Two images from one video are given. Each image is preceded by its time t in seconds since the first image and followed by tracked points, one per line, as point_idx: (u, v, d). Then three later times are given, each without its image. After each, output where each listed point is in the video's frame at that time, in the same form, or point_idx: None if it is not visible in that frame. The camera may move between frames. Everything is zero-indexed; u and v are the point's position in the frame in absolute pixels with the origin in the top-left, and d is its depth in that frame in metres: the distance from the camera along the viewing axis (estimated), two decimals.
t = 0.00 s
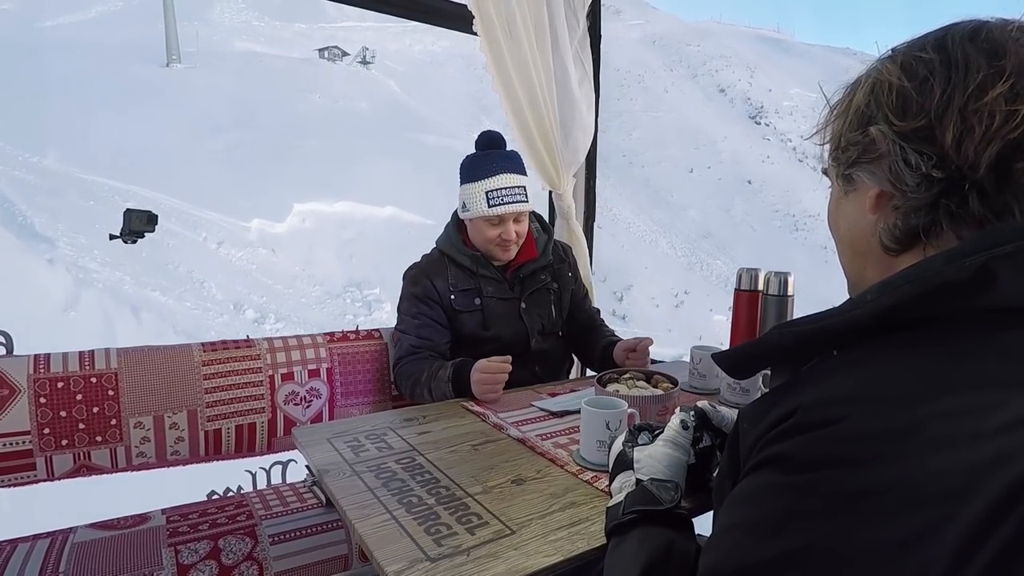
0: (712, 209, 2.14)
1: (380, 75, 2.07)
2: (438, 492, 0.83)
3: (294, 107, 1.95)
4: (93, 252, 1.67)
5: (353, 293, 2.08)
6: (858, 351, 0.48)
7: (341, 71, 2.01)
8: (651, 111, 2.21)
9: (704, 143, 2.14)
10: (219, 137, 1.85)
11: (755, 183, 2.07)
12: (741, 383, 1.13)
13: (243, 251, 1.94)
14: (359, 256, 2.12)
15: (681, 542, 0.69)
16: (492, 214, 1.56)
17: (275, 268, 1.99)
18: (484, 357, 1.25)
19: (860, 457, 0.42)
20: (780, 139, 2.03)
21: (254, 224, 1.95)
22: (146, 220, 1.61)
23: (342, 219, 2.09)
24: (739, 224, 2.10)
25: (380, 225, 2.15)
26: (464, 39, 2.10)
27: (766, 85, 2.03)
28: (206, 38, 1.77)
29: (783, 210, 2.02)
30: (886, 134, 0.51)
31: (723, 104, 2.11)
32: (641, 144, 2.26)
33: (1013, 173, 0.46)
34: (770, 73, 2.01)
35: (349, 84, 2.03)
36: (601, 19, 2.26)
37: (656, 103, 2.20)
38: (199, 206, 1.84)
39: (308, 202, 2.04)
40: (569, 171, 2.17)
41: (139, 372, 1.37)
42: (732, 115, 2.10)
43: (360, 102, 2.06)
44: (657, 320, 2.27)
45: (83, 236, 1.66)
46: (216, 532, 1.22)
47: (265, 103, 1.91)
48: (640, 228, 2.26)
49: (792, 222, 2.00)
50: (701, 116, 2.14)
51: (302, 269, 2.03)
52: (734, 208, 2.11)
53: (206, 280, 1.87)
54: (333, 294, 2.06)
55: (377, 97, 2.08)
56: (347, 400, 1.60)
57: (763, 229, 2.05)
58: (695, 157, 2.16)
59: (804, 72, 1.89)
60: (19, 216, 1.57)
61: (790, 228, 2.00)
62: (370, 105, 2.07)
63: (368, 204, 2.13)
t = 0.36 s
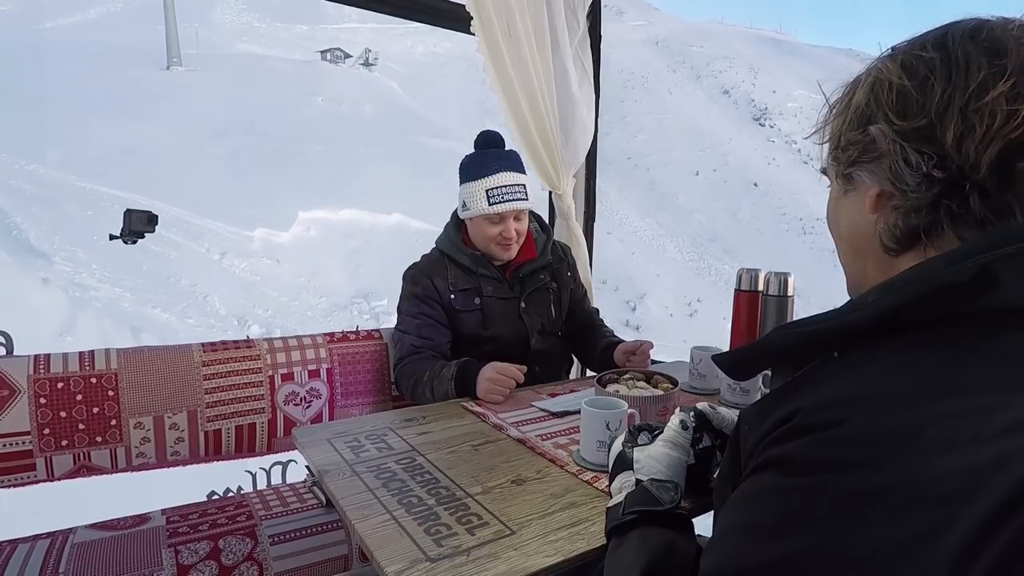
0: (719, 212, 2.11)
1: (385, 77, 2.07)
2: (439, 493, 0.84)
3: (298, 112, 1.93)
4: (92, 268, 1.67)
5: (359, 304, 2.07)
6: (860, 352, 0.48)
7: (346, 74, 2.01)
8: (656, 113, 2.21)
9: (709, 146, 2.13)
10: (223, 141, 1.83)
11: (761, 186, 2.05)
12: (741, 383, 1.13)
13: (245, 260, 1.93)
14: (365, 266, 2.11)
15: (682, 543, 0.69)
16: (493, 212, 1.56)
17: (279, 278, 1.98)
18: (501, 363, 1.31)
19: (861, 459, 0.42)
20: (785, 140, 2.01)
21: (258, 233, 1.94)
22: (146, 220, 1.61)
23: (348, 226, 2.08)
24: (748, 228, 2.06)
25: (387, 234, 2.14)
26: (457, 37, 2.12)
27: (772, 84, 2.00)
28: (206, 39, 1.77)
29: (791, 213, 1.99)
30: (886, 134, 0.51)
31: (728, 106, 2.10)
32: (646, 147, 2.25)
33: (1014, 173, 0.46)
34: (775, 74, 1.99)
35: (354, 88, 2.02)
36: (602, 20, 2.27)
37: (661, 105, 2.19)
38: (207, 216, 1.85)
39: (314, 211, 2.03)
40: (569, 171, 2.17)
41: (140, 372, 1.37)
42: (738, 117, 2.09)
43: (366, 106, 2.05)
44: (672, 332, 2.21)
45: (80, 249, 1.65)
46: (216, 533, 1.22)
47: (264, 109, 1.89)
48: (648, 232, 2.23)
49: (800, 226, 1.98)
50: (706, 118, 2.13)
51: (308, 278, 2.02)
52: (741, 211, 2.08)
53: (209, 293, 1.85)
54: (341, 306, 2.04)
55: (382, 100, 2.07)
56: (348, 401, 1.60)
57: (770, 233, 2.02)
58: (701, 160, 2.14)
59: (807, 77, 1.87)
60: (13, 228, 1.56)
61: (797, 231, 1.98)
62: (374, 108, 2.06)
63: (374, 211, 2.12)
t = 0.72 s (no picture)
0: (725, 215, 2.06)
1: (387, 79, 2.06)
2: (438, 492, 0.84)
3: (299, 114, 1.92)
4: (88, 284, 1.66)
5: (366, 313, 2.07)
6: (859, 351, 0.48)
7: (348, 76, 2.00)
8: (662, 116, 2.19)
9: (715, 149, 2.08)
10: (224, 147, 1.82)
11: (768, 189, 1.98)
12: (740, 383, 1.13)
13: (250, 271, 1.91)
14: (373, 276, 2.10)
15: (681, 542, 0.69)
16: (469, 200, 1.58)
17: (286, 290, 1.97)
18: (501, 363, 1.31)
19: (859, 458, 0.42)
20: (790, 142, 1.95)
21: (262, 244, 1.93)
22: (144, 220, 1.61)
23: (354, 234, 2.07)
24: (755, 231, 2.00)
25: (394, 243, 2.13)
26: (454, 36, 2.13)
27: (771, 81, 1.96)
28: (206, 40, 1.77)
29: (800, 217, 1.90)
30: (884, 133, 0.51)
31: (732, 107, 2.06)
32: (652, 150, 2.23)
33: (1012, 173, 0.46)
34: (777, 75, 1.95)
35: (355, 91, 2.01)
36: (600, 18, 2.35)
37: (666, 107, 2.18)
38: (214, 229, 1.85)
39: (322, 219, 2.01)
40: (569, 171, 2.17)
41: (139, 372, 1.37)
42: (740, 118, 2.04)
43: (370, 108, 2.04)
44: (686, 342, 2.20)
45: (78, 264, 1.65)
46: (215, 533, 1.22)
47: (261, 114, 1.87)
48: (654, 237, 2.24)
49: (808, 230, 1.88)
50: (710, 121, 2.09)
51: (314, 289, 2.00)
52: (748, 214, 2.02)
53: (211, 308, 1.84)
54: (348, 318, 2.03)
55: (388, 101, 2.06)
56: (347, 401, 1.60)
57: (778, 237, 1.94)
58: (706, 162, 2.10)
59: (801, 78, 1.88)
60: (6, 242, 1.54)
61: (805, 235, 1.89)
62: (379, 111, 2.05)
63: (379, 218, 2.11)
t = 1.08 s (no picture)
0: (733, 216, 2.08)
1: (389, 80, 2.07)
2: (438, 494, 0.83)
3: (302, 117, 1.95)
4: (85, 304, 1.66)
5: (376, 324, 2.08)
6: (856, 353, 0.48)
7: (349, 77, 2.01)
8: (667, 115, 2.18)
9: (721, 149, 2.10)
10: (225, 152, 1.85)
11: (775, 190, 2.00)
12: (740, 384, 1.13)
13: (257, 282, 1.94)
14: (380, 286, 2.14)
15: (681, 544, 0.69)
16: (469, 204, 1.58)
17: (291, 303, 2.00)
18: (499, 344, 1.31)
19: (858, 460, 0.42)
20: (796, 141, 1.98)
21: (267, 253, 1.97)
22: (144, 222, 1.58)
23: (361, 242, 2.12)
24: (764, 233, 2.02)
25: (402, 250, 2.16)
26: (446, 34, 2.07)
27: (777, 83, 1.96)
28: (206, 41, 1.75)
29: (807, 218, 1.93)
30: (873, 139, 0.51)
31: (735, 106, 2.09)
32: (657, 151, 2.21)
33: (1002, 171, 0.46)
34: (781, 74, 1.95)
35: (357, 92, 2.03)
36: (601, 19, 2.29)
37: (671, 106, 2.17)
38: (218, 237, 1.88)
39: (327, 228, 2.07)
40: (569, 173, 2.17)
41: (139, 373, 1.37)
42: (747, 116, 2.06)
43: (372, 111, 2.06)
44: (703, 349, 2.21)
45: (76, 280, 1.65)
46: (215, 534, 1.22)
47: (256, 119, 1.89)
48: (663, 240, 2.20)
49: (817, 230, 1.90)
50: (717, 121, 2.10)
51: (321, 301, 2.04)
52: (756, 215, 2.03)
53: (216, 325, 1.83)
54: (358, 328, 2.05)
55: (388, 104, 2.08)
56: (346, 402, 1.60)
57: (786, 238, 1.97)
58: (713, 163, 2.11)
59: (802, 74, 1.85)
60: (2, 257, 1.54)
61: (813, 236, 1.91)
62: (380, 112, 2.08)
63: (386, 226, 2.15)
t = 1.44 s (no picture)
0: (740, 216, 2.08)
1: (392, 81, 2.06)
2: (437, 494, 0.83)
3: (309, 122, 1.94)
4: (83, 324, 1.65)
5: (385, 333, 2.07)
6: (855, 352, 0.48)
7: (355, 78, 2.01)
8: (673, 116, 2.15)
9: (729, 149, 2.08)
10: (227, 159, 1.84)
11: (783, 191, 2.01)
12: (739, 385, 1.13)
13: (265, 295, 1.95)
14: (389, 295, 2.14)
15: (680, 543, 0.69)
16: (506, 203, 1.57)
17: (297, 316, 1.99)
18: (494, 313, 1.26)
19: (858, 459, 0.42)
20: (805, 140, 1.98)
21: (274, 263, 1.96)
22: (144, 222, 1.59)
23: (367, 249, 2.11)
24: (772, 235, 2.02)
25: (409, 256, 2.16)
26: (447, 34, 2.08)
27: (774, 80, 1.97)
28: (207, 42, 1.76)
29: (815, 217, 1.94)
30: (870, 141, 0.51)
31: (741, 105, 2.08)
32: (663, 152, 2.18)
33: (1000, 171, 0.47)
34: (786, 73, 1.95)
35: (364, 94, 2.02)
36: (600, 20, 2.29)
37: (676, 108, 2.14)
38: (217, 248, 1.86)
39: (333, 237, 2.05)
40: (569, 173, 2.18)
41: (138, 373, 1.37)
42: (752, 116, 2.06)
43: (376, 113, 2.05)
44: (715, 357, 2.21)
45: (75, 298, 1.64)
46: (214, 535, 1.22)
47: (262, 125, 1.88)
48: (672, 242, 2.21)
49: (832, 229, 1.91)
50: (722, 123, 2.10)
51: (329, 313, 2.04)
52: (763, 217, 2.03)
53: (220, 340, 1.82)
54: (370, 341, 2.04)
55: (392, 106, 2.06)
56: (345, 402, 1.60)
57: (798, 241, 1.96)
58: (721, 164, 2.10)
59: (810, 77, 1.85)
60: None
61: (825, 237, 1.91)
62: (385, 115, 2.06)
63: (394, 235, 2.15)
